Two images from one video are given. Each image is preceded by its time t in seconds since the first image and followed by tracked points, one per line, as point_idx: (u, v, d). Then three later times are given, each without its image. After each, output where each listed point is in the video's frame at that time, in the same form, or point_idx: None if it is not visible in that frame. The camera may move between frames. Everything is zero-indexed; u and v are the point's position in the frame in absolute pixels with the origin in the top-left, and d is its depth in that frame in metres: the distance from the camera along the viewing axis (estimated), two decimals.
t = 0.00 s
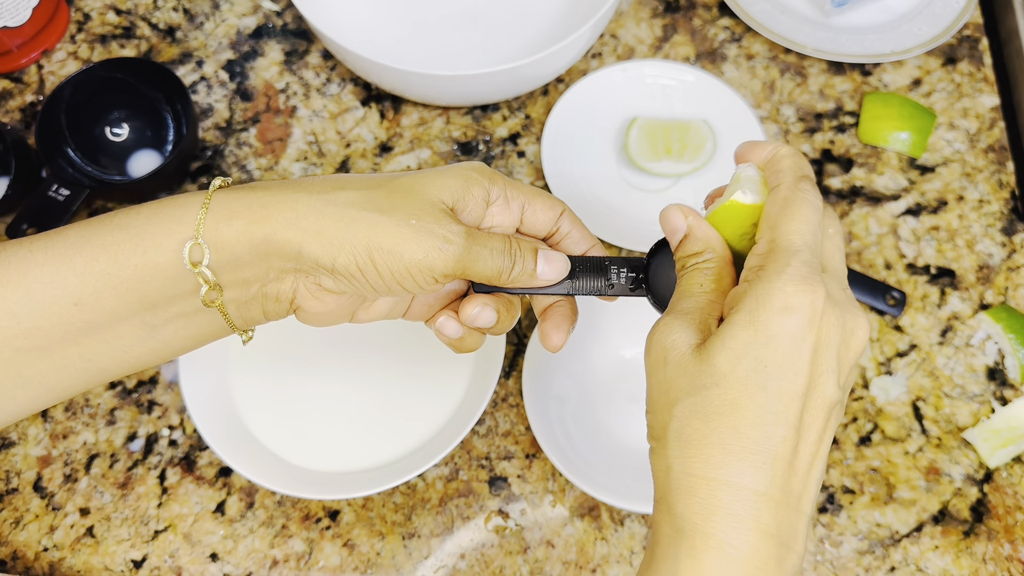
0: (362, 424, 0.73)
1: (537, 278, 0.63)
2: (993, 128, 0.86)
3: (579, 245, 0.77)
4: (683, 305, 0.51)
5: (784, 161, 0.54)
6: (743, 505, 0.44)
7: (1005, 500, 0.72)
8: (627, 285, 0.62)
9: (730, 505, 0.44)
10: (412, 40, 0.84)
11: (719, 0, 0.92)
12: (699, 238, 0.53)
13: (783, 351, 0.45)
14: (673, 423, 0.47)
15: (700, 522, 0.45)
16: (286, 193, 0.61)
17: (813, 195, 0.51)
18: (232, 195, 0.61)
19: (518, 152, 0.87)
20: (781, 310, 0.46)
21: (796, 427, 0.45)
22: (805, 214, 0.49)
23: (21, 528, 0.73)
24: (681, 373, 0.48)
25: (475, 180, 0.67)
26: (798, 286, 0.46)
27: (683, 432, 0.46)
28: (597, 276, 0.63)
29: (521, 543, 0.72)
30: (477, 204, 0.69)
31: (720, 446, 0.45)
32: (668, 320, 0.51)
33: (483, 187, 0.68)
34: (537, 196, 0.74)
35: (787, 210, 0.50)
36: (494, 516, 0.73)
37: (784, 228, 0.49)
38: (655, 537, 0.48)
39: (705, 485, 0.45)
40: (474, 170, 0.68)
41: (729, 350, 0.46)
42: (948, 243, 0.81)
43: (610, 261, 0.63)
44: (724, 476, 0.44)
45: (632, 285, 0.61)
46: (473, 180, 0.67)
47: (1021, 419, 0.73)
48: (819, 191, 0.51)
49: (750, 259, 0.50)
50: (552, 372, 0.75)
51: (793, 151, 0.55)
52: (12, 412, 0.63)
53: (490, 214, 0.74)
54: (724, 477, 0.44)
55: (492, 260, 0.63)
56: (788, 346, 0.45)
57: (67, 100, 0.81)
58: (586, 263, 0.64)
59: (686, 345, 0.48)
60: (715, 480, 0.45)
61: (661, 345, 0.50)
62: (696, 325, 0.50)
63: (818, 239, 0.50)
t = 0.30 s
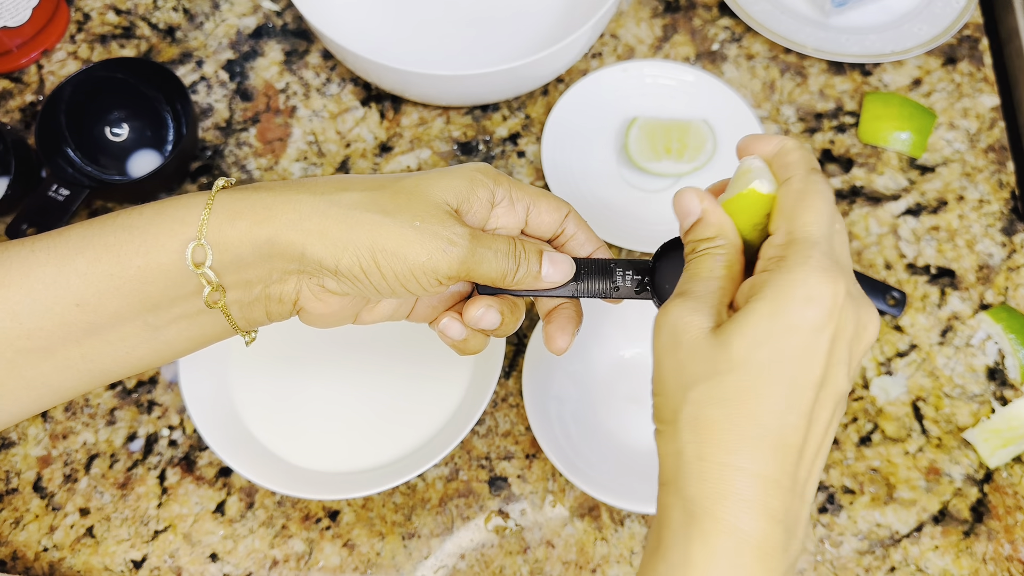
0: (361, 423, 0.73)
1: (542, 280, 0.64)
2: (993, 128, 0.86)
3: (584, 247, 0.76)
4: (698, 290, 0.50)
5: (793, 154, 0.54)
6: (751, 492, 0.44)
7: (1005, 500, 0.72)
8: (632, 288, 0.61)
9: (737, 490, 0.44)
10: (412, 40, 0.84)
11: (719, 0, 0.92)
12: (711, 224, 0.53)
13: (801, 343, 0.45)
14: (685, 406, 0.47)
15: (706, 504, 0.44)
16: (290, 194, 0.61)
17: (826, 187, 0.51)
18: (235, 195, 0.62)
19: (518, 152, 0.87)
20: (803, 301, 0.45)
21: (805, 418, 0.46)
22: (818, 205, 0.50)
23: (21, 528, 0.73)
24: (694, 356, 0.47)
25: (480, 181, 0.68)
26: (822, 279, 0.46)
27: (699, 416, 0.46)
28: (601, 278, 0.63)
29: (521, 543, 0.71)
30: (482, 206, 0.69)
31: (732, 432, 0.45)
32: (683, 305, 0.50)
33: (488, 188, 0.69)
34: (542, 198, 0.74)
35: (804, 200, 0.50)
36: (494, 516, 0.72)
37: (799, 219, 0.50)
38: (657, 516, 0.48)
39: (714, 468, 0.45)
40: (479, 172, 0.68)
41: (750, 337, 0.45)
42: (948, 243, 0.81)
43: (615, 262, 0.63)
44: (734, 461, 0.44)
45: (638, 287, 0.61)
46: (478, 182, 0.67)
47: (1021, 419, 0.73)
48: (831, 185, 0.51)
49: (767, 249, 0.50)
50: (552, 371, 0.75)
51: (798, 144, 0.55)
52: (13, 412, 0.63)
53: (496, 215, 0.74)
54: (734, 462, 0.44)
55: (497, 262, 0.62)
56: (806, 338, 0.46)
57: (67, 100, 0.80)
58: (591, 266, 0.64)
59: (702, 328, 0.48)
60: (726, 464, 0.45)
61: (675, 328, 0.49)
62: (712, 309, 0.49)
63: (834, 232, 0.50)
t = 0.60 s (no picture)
0: (361, 424, 0.73)
1: (546, 288, 0.64)
2: (993, 128, 0.86)
3: (587, 255, 0.77)
4: (819, 245, 0.43)
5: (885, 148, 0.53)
6: (809, 481, 0.43)
7: (1005, 500, 0.72)
8: (635, 297, 0.65)
9: (798, 475, 0.43)
10: (412, 41, 0.84)
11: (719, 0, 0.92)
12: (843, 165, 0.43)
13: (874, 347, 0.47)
14: (774, 377, 0.44)
15: (768, 484, 0.42)
16: (298, 201, 0.61)
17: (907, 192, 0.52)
18: (243, 203, 0.62)
19: (518, 152, 0.87)
20: (885, 306, 0.47)
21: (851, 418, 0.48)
22: (893, 179, 0.52)
23: (21, 528, 0.73)
24: (803, 325, 0.43)
25: (486, 190, 0.67)
26: (904, 293, 0.48)
27: (783, 392, 0.44)
28: (605, 286, 0.65)
29: (521, 543, 0.71)
30: (487, 214, 0.69)
31: (808, 417, 0.44)
32: (797, 258, 0.43)
33: (493, 197, 0.68)
34: (548, 206, 0.74)
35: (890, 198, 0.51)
36: (494, 516, 0.73)
37: (892, 212, 0.51)
38: (695, 484, 0.45)
39: (780, 448, 0.43)
40: (485, 180, 0.68)
41: (852, 322, 0.44)
42: (948, 243, 0.81)
43: (617, 271, 0.66)
44: (801, 445, 0.43)
45: (640, 296, 0.64)
46: (484, 190, 0.67)
47: (1022, 419, 0.73)
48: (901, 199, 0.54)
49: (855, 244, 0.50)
50: (552, 372, 0.75)
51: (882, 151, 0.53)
52: (18, 414, 0.63)
53: (500, 223, 0.74)
54: (799, 445, 0.43)
55: (502, 270, 0.62)
56: (877, 342, 0.47)
57: (67, 100, 0.80)
58: (594, 273, 0.66)
59: (825, 298, 0.43)
60: (793, 445, 0.43)
61: (793, 288, 0.43)
62: (835, 274, 0.43)
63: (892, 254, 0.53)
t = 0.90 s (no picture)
0: (359, 422, 0.73)
1: (551, 293, 0.64)
2: (993, 128, 0.86)
3: (591, 261, 0.77)
4: (808, 180, 0.47)
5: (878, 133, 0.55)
6: (783, 404, 0.46)
7: (1005, 500, 0.72)
8: (640, 302, 0.64)
9: (773, 399, 0.46)
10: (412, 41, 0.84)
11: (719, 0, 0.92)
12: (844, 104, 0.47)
13: (865, 288, 0.49)
14: (755, 305, 0.47)
15: (743, 403, 0.46)
16: (304, 206, 0.61)
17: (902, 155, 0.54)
18: (248, 208, 0.62)
19: (518, 152, 0.87)
20: (875, 249, 0.49)
21: (836, 354, 0.50)
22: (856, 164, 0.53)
23: (21, 528, 0.73)
24: (782, 255, 0.46)
25: (492, 195, 0.67)
26: (902, 244, 0.50)
27: (763, 321, 0.47)
28: (610, 291, 0.65)
29: (521, 543, 0.71)
30: (492, 219, 0.69)
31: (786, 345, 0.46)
32: (780, 192, 0.47)
33: (499, 202, 0.68)
34: (552, 212, 0.74)
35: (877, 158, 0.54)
36: (494, 516, 0.73)
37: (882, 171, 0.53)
38: (675, 407, 0.48)
39: (759, 373, 0.46)
40: (491, 185, 0.68)
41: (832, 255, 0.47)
42: (948, 243, 0.81)
43: (623, 277, 0.65)
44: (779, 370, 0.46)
45: (645, 301, 0.64)
46: (489, 196, 0.67)
47: (1022, 419, 0.73)
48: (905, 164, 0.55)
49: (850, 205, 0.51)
50: (552, 372, 0.75)
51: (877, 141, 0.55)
52: (23, 419, 0.63)
53: (506, 229, 0.74)
54: (777, 370, 0.46)
55: (507, 274, 0.63)
56: (871, 283, 0.49)
57: (67, 100, 0.80)
58: (599, 279, 0.66)
59: (803, 230, 0.46)
60: (771, 371, 0.46)
61: (771, 218, 0.47)
62: (817, 208, 0.46)
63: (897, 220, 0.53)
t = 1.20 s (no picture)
0: (358, 422, 0.73)
1: (551, 294, 0.65)
2: (993, 128, 0.86)
3: (592, 262, 0.77)
4: (799, 169, 0.48)
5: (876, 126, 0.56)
6: (770, 392, 0.46)
7: (1005, 500, 0.72)
8: (641, 304, 0.64)
9: (759, 387, 0.46)
10: (412, 41, 0.84)
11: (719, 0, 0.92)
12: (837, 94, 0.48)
13: (856, 280, 0.48)
14: (742, 294, 0.47)
15: (729, 389, 0.46)
16: (304, 205, 0.61)
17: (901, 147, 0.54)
18: (249, 208, 0.62)
19: (518, 152, 0.87)
20: (870, 240, 0.49)
21: (828, 347, 0.50)
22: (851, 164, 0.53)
23: (21, 528, 0.73)
24: (769, 241, 0.47)
25: (493, 195, 0.67)
26: (898, 234, 0.49)
27: (749, 310, 0.47)
28: (611, 293, 0.65)
29: (521, 543, 0.71)
30: (493, 219, 0.69)
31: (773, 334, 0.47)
32: (771, 179, 0.48)
33: (500, 202, 0.68)
34: (553, 212, 0.74)
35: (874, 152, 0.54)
36: (494, 516, 0.73)
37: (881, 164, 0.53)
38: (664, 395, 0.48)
39: (744, 361, 0.46)
40: (492, 185, 0.68)
41: (823, 244, 0.47)
42: (948, 243, 0.81)
43: (624, 279, 0.65)
44: (765, 359, 0.46)
45: (646, 303, 0.64)
46: (490, 195, 0.67)
47: (1022, 419, 0.74)
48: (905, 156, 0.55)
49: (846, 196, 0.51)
50: (552, 372, 0.75)
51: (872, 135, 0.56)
52: (23, 419, 0.63)
53: (507, 230, 0.74)
54: (763, 359, 0.46)
55: (508, 274, 0.63)
56: (864, 275, 0.48)
57: (67, 100, 0.81)
58: (600, 280, 0.66)
59: (793, 216, 0.46)
60: (756, 359, 0.46)
61: (760, 207, 0.47)
62: (808, 194, 0.47)
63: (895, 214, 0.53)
